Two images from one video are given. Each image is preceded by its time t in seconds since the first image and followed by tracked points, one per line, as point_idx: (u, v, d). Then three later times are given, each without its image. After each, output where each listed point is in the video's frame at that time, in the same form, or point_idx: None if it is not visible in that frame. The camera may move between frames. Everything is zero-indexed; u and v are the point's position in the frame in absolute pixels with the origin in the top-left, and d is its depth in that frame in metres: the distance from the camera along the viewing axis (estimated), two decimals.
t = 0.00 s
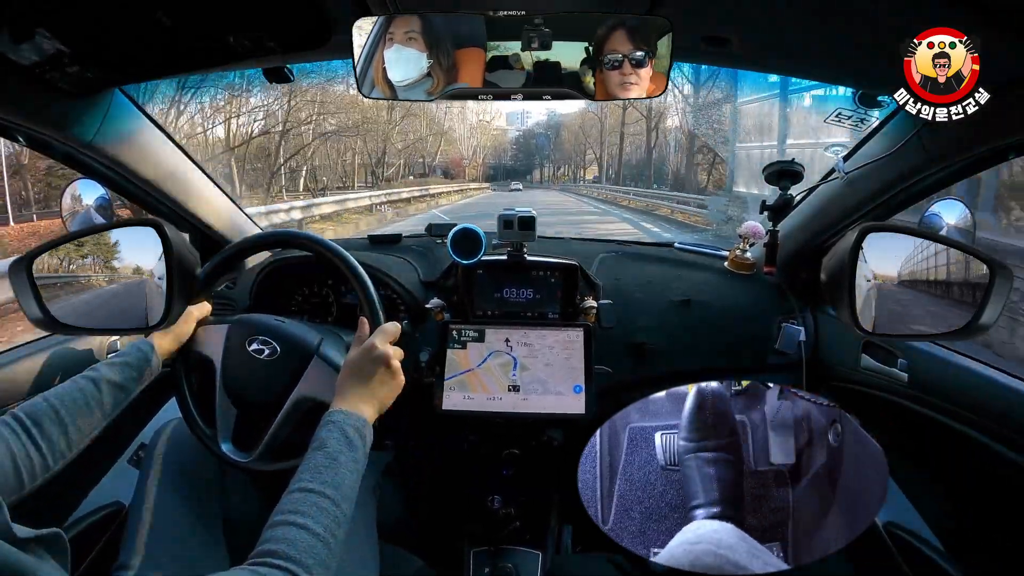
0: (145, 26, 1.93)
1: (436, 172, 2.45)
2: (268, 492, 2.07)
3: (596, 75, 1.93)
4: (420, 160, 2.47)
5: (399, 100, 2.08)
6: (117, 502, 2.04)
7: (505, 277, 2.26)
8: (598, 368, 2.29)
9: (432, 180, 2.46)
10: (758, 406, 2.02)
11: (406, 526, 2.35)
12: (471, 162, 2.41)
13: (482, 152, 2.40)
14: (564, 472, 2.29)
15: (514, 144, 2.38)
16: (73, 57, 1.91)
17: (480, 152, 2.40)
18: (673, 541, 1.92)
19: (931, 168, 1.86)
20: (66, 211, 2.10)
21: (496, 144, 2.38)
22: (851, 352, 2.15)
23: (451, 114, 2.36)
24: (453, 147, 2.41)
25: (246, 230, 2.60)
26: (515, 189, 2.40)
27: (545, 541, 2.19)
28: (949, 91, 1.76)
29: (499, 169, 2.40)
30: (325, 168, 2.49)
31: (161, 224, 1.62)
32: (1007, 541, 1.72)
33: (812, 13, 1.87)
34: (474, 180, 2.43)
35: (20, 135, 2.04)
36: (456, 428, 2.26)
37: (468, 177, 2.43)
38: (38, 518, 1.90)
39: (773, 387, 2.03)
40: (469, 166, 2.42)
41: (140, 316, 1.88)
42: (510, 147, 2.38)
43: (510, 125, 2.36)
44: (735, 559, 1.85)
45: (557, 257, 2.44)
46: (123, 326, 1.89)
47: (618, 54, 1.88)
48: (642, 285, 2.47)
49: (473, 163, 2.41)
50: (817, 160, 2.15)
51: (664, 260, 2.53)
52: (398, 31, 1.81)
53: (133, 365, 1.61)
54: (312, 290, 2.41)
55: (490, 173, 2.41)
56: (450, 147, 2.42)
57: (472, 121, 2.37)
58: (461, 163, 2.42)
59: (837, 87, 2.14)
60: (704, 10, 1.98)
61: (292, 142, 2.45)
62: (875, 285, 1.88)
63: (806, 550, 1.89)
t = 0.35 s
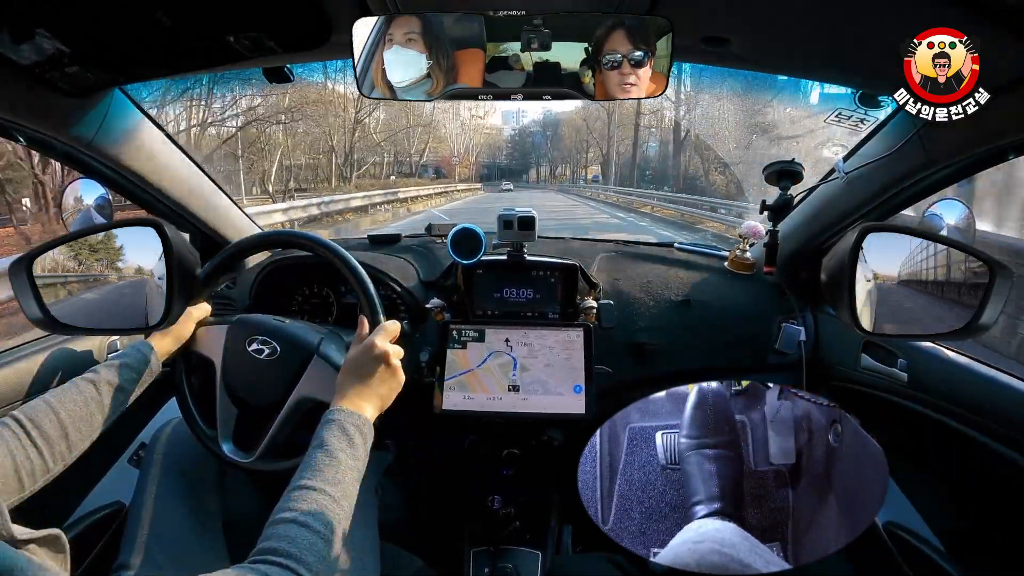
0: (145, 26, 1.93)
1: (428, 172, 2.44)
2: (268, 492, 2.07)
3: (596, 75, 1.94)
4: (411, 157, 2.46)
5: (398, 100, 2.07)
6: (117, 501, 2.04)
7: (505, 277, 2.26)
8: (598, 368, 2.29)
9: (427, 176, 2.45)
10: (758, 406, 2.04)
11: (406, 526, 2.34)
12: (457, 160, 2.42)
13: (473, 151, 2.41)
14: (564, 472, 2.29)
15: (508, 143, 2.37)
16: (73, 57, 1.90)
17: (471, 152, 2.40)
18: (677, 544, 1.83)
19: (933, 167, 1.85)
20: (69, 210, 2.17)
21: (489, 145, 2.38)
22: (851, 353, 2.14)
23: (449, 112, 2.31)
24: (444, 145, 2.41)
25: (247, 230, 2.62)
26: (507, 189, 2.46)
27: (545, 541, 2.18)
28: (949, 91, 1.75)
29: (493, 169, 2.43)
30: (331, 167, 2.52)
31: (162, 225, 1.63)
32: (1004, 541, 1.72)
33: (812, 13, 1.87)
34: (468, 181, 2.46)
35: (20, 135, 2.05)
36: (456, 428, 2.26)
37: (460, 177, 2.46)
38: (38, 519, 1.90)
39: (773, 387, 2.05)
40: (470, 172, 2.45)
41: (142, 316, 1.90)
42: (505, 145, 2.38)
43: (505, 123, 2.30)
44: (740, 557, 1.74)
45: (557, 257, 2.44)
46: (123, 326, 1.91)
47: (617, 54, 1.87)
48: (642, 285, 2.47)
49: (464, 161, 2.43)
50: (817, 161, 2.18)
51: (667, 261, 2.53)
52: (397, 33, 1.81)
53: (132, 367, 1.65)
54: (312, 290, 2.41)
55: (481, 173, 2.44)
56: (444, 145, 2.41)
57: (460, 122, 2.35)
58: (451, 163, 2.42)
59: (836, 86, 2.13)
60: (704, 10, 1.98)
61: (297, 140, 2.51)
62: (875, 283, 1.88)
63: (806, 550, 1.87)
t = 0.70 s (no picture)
0: (145, 26, 1.92)
1: (421, 172, 2.47)
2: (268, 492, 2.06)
3: (596, 75, 1.94)
4: (398, 157, 2.48)
5: (398, 100, 2.07)
6: (117, 502, 2.04)
7: (505, 277, 2.27)
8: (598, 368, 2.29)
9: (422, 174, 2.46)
10: (758, 406, 2.04)
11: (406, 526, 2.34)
12: (447, 161, 2.45)
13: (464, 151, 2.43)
14: (564, 472, 2.29)
15: (503, 143, 2.40)
16: (73, 57, 1.90)
17: (461, 151, 2.43)
18: (682, 541, 1.88)
19: (933, 167, 1.84)
20: (68, 212, 2.16)
21: (483, 145, 2.40)
22: (851, 354, 2.13)
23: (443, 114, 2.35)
24: (433, 144, 2.42)
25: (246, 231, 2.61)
26: (496, 190, 2.46)
27: (545, 542, 2.23)
28: (949, 91, 1.75)
29: (488, 168, 2.45)
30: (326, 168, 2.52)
31: (162, 224, 1.65)
32: (1003, 539, 1.73)
33: (813, 14, 1.87)
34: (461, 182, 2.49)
35: (20, 134, 2.04)
36: (456, 428, 2.26)
37: (455, 178, 2.49)
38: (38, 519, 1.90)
39: (773, 387, 2.04)
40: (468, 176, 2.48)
41: (142, 316, 1.90)
42: (499, 145, 2.40)
43: (500, 122, 2.34)
44: (746, 553, 1.82)
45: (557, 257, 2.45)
46: (125, 325, 1.89)
47: (618, 54, 1.87)
48: (642, 285, 2.47)
49: (456, 159, 2.45)
50: (816, 161, 2.16)
51: (666, 261, 2.54)
52: (398, 32, 1.80)
53: (132, 368, 1.65)
54: (312, 290, 2.42)
55: (476, 173, 2.47)
56: (437, 145, 2.43)
57: (453, 127, 2.38)
58: (441, 162, 2.45)
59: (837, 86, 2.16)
60: (704, 10, 1.98)
61: (290, 141, 2.47)
62: (876, 284, 1.88)
63: (805, 549, 1.89)
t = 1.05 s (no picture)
0: (145, 25, 1.92)
1: (412, 171, 2.50)
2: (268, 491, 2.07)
3: (596, 75, 1.94)
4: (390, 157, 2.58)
5: (398, 101, 2.07)
6: (117, 501, 2.04)
7: (505, 277, 2.27)
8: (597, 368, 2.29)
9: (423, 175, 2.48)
10: (758, 406, 2.03)
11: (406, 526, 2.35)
12: (435, 157, 2.49)
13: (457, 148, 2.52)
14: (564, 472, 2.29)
15: (501, 140, 2.43)
16: (73, 57, 1.89)
17: (450, 150, 2.51)
18: (683, 540, 1.68)
19: (934, 167, 1.83)
20: (67, 212, 2.14)
21: (481, 143, 2.47)
22: (851, 353, 2.16)
23: (442, 115, 2.47)
24: (424, 140, 2.56)
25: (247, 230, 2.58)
26: (483, 189, 2.44)
27: (545, 542, 2.20)
28: (949, 91, 1.72)
29: (483, 167, 2.45)
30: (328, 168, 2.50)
31: (163, 225, 1.66)
32: (998, 550, 1.71)
33: (813, 14, 1.87)
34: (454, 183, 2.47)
35: (20, 134, 2.04)
36: (456, 428, 2.27)
37: (445, 178, 2.51)
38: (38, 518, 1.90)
39: (773, 388, 2.05)
40: (463, 173, 2.48)
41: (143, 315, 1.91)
42: (494, 141, 2.44)
43: (496, 121, 2.38)
44: (747, 548, 1.58)
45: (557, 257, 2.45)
46: (127, 325, 1.94)
47: (619, 54, 1.86)
48: (641, 286, 2.50)
49: (448, 158, 2.51)
50: (817, 163, 2.17)
51: (666, 261, 2.54)
52: (398, 33, 1.81)
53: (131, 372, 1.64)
54: (312, 290, 2.41)
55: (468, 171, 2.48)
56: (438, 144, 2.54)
57: (447, 130, 2.54)
58: (429, 158, 2.50)
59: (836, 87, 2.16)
60: (705, 10, 1.98)
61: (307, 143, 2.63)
62: (876, 283, 1.87)
63: (806, 548, 1.78)
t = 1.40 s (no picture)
0: (145, 25, 1.92)
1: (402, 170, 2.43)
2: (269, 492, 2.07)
3: (597, 75, 1.95)
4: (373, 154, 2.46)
5: (398, 101, 2.07)
6: (117, 502, 2.05)
7: (505, 277, 2.27)
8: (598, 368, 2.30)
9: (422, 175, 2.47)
10: (758, 406, 2.04)
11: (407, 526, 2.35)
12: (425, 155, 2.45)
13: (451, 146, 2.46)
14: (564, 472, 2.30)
15: (497, 139, 2.39)
16: (73, 57, 1.89)
17: (442, 147, 2.47)
18: (684, 541, 1.69)
19: (934, 167, 1.83)
20: (67, 212, 2.17)
21: (477, 141, 2.43)
22: (851, 352, 2.16)
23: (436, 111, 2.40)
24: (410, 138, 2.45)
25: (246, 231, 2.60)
26: (474, 191, 2.43)
27: (545, 542, 2.20)
28: (949, 91, 1.74)
29: (480, 166, 2.42)
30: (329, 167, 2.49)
31: (162, 225, 1.68)
32: (998, 550, 1.71)
33: (813, 14, 1.87)
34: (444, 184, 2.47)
35: (20, 134, 2.05)
36: (456, 428, 2.27)
37: (434, 179, 2.47)
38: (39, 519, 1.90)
39: (773, 388, 2.07)
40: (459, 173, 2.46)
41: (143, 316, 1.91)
42: (491, 140, 2.40)
43: (494, 120, 2.34)
44: (747, 548, 1.58)
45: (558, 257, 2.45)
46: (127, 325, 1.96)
47: (620, 53, 1.86)
48: (641, 284, 2.49)
49: (438, 157, 2.47)
50: (818, 162, 2.18)
51: (666, 262, 2.56)
52: (398, 33, 1.82)
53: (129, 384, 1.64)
54: (312, 290, 2.41)
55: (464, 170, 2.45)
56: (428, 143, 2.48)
57: (440, 128, 2.46)
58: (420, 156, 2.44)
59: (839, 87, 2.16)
60: (705, 10, 1.98)
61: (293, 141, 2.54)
62: (876, 284, 1.88)
63: (806, 549, 1.77)
